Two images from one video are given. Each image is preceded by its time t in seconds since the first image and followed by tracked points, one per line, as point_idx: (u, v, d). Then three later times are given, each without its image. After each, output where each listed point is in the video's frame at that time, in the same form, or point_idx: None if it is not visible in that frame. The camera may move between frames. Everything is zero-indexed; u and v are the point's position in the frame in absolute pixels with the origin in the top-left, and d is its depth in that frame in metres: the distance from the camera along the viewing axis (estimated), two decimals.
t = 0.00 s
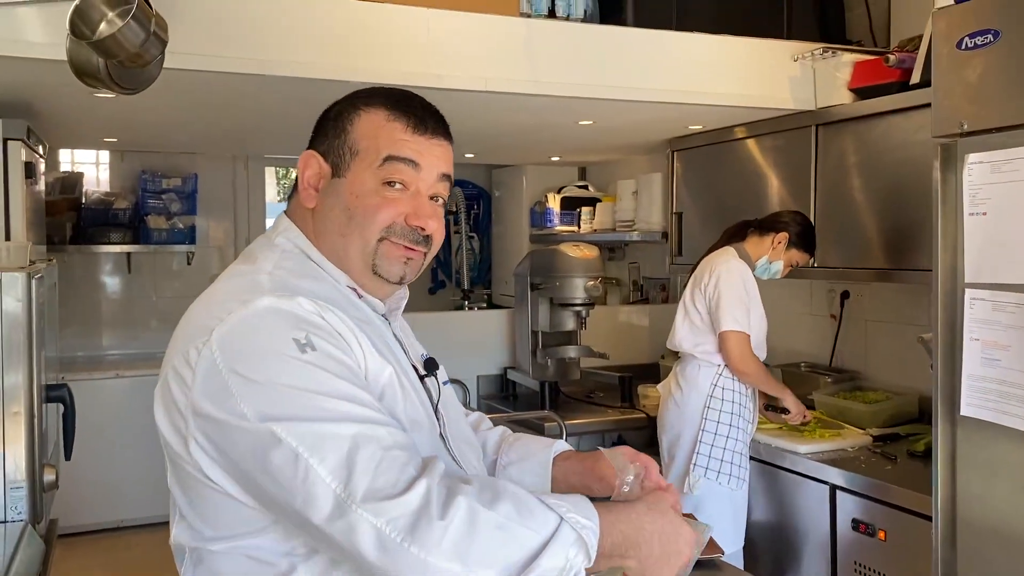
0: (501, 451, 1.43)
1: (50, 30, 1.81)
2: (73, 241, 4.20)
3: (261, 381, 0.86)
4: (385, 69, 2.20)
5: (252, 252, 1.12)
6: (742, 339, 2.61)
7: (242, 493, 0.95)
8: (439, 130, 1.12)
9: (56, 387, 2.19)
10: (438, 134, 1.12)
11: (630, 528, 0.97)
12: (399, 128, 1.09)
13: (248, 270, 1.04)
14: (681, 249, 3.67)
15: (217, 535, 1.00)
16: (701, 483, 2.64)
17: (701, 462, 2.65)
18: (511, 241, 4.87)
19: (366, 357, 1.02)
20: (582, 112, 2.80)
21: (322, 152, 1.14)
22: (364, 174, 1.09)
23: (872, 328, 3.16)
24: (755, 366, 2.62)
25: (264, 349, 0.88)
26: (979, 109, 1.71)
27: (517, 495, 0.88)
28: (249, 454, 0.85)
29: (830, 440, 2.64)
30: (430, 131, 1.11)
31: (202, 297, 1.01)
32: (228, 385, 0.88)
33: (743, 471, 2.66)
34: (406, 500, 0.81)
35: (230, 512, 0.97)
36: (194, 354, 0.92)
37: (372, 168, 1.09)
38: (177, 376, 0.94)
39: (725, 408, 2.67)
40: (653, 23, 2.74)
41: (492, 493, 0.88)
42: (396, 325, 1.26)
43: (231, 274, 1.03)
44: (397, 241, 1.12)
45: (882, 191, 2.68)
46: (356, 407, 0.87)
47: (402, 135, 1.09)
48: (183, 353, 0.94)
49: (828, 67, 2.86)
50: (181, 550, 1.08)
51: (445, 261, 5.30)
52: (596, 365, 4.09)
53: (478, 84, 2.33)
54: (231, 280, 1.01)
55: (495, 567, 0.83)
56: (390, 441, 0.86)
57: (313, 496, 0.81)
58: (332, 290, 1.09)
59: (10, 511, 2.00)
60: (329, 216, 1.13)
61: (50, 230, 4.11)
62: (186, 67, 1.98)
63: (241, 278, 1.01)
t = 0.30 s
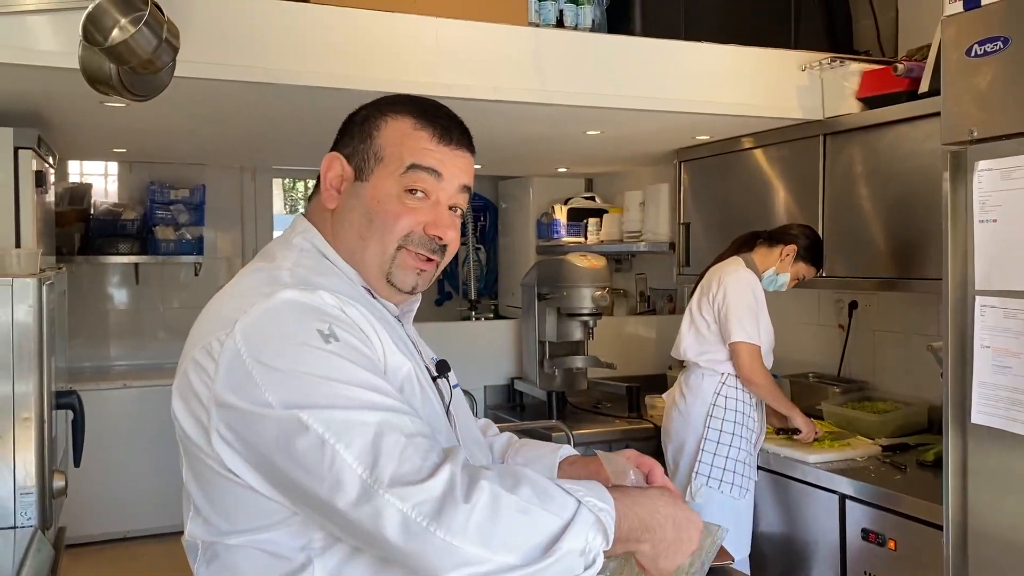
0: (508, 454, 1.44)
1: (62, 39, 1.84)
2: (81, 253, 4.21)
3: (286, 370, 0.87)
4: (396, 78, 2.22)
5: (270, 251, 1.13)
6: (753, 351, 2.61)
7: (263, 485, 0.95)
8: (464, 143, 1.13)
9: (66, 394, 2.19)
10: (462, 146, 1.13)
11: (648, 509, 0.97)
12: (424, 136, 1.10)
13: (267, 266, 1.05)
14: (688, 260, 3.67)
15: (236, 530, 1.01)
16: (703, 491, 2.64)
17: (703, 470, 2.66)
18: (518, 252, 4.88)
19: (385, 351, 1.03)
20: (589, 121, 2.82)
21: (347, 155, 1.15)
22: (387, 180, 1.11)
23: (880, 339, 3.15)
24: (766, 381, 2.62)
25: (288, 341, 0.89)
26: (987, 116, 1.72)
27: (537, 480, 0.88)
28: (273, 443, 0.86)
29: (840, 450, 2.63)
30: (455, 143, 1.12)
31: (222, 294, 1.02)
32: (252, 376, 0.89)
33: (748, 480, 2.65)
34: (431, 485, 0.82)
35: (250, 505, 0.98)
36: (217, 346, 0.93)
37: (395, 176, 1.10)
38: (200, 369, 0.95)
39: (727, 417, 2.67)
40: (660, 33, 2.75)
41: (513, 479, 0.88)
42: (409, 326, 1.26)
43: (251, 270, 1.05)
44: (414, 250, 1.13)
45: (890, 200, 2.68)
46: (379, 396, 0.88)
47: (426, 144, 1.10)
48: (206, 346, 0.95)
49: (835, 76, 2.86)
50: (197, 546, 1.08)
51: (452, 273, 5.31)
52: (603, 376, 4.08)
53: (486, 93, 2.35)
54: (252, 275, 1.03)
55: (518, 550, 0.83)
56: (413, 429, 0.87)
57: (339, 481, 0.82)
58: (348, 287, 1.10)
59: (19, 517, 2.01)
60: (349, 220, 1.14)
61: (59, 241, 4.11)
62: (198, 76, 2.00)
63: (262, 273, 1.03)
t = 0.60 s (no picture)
0: (499, 453, 1.44)
1: (67, 44, 1.85)
2: (87, 258, 4.28)
3: (286, 373, 0.87)
4: (401, 83, 2.23)
5: (274, 253, 1.14)
6: (750, 353, 2.59)
7: (263, 488, 0.95)
8: (471, 148, 1.13)
9: (71, 398, 2.20)
10: (469, 152, 1.13)
11: (649, 506, 0.97)
12: (433, 141, 1.10)
13: (270, 269, 1.06)
14: (693, 266, 3.67)
15: (236, 532, 1.01)
16: (705, 497, 2.64)
17: (704, 476, 2.66)
18: (523, 258, 4.88)
19: (386, 354, 1.03)
20: (593, 127, 2.82)
21: (355, 158, 1.15)
22: (394, 183, 1.11)
23: (886, 344, 3.14)
24: (764, 382, 2.61)
25: (289, 343, 0.89)
26: (993, 121, 1.71)
27: (535, 483, 0.88)
28: (272, 445, 0.86)
29: (845, 456, 2.62)
30: (462, 148, 1.12)
31: (224, 296, 1.03)
32: (253, 378, 0.89)
33: (750, 486, 2.64)
34: (430, 487, 0.82)
35: (251, 507, 0.98)
36: (219, 348, 0.94)
37: (403, 178, 1.10)
38: (202, 371, 0.96)
39: (729, 423, 2.67)
40: (665, 39, 2.76)
41: (512, 482, 0.88)
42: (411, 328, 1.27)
43: (254, 273, 1.06)
44: (419, 253, 1.13)
45: (896, 206, 2.67)
46: (379, 399, 0.87)
47: (436, 148, 1.10)
48: (208, 349, 0.96)
49: (840, 82, 2.86)
50: (198, 548, 1.07)
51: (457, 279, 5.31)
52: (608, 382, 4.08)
53: (491, 98, 2.35)
54: (255, 278, 1.03)
55: (516, 553, 0.82)
56: (412, 433, 0.87)
57: (337, 484, 0.81)
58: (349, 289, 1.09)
59: (24, 521, 2.01)
60: (355, 222, 1.14)
61: (65, 247, 4.20)
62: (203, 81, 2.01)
63: (264, 275, 1.03)
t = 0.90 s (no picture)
0: (491, 447, 1.43)
1: (72, 44, 1.85)
2: (92, 258, 4.30)
3: (280, 372, 0.87)
4: (405, 83, 2.23)
5: (271, 249, 1.14)
6: (759, 354, 2.59)
7: (257, 486, 0.95)
8: (491, 166, 1.16)
9: (75, 397, 2.21)
10: (490, 172, 1.16)
11: (635, 502, 0.96)
12: (472, 168, 1.11)
13: (266, 266, 1.06)
14: (697, 266, 3.67)
15: (231, 529, 1.00)
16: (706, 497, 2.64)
17: (706, 477, 2.65)
18: (527, 260, 4.88)
19: (381, 352, 1.03)
20: (598, 127, 2.82)
21: (391, 173, 1.08)
22: (437, 209, 1.09)
23: (891, 345, 3.13)
24: (774, 380, 2.59)
25: (285, 342, 0.89)
26: (997, 119, 1.71)
27: (527, 483, 0.88)
28: (266, 444, 0.86)
29: (851, 456, 2.61)
30: (487, 169, 1.15)
31: (221, 292, 1.03)
32: (248, 377, 0.89)
33: (751, 487, 2.64)
34: (422, 488, 0.81)
35: (245, 505, 0.98)
36: (214, 345, 0.93)
37: (446, 205, 1.09)
38: (196, 368, 0.95)
39: (731, 424, 2.66)
40: (669, 39, 2.75)
41: (504, 482, 0.88)
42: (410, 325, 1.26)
43: (250, 268, 1.06)
44: (450, 273, 1.16)
45: (901, 206, 2.67)
46: (373, 398, 0.87)
47: (472, 174, 1.11)
48: (203, 345, 0.95)
49: (845, 82, 2.86)
50: (193, 545, 1.07)
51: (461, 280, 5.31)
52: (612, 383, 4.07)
53: (495, 98, 2.35)
54: (251, 275, 1.03)
55: (508, 554, 0.82)
56: (405, 432, 0.87)
57: (329, 484, 0.81)
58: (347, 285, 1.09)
59: (27, 519, 2.02)
60: (390, 243, 1.11)
61: (70, 247, 4.22)
62: (207, 80, 2.02)
63: (260, 272, 1.03)
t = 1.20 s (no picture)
0: (500, 423, 1.46)
1: (75, 43, 1.86)
2: (97, 258, 4.28)
3: (281, 371, 0.86)
4: (408, 82, 2.24)
5: (271, 246, 1.14)
6: (760, 354, 2.58)
7: (257, 484, 0.95)
8: (498, 173, 1.18)
9: (78, 395, 2.21)
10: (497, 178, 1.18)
11: (621, 500, 0.96)
12: (482, 175, 1.12)
13: (266, 263, 1.06)
14: (701, 266, 3.66)
15: (229, 527, 1.00)
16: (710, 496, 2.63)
17: (709, 475, 2.64)
18: (531, 260, 4.87)
19: (382, 350, 1.03)
20: (601, 126, 2.82)
21: (407, 171, 1.08)
22: (448, 211, 1.09)
23: (895, 345, 3.12)
24: (771, 382, 2.59)
25: (286, 340, 0.89)
26: (1001, 117, 1.70)
27: (525, 483, 0.88)
28: (268, 442, 0.85)
29: (854, 456, 2.60)
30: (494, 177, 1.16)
31: (220, 289, 1.02)
32: (249, 375, 0.88)
33: (754, 486, 2.64)
34: (423, 489, 0.81)
35: (244, 503, 0.97)
36: (214, 343, 0.93)
37: (457, 209, 1.10)
38: (195, 366, 0.95)
39: (734, 422, 2.66)
40: (672, 39, 2.75)
41: (503, 482, 0.88)
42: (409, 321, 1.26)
43: (250, 265, 1.06)
44: (451, 274, 1.17)
45: (905, 206, 2.66)
46: (374, 397, 0.87)
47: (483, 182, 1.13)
48: (203, 343, 0.95)
49: (849, 81, 2.85)
50: (192, 542, 1.07)
51: (465, 280, 5.30)
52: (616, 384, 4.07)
53: (498, 97, 2.35)
54: (251, 272, 1.03)
55: (508, 554, 0.82)
56: (406, 432, 0.86)
57: (330, 484, 0.81)
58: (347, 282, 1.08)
59: (30, 516, 2.02)
60: (398, 244, 1.11)
61: (74, 247, 4.20)
62: (209, 79, 2.02)
63: (260, 269, 1.03)
